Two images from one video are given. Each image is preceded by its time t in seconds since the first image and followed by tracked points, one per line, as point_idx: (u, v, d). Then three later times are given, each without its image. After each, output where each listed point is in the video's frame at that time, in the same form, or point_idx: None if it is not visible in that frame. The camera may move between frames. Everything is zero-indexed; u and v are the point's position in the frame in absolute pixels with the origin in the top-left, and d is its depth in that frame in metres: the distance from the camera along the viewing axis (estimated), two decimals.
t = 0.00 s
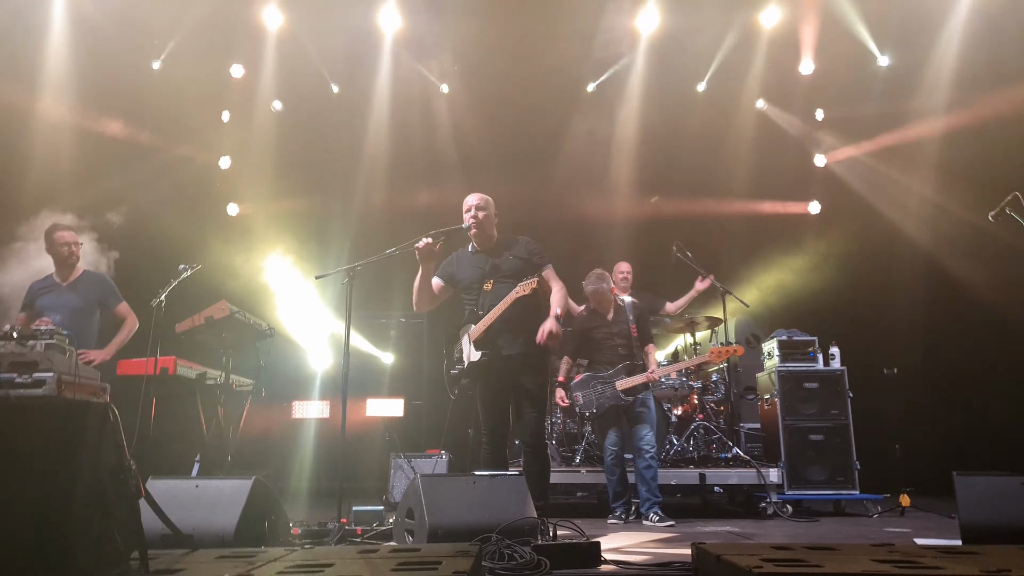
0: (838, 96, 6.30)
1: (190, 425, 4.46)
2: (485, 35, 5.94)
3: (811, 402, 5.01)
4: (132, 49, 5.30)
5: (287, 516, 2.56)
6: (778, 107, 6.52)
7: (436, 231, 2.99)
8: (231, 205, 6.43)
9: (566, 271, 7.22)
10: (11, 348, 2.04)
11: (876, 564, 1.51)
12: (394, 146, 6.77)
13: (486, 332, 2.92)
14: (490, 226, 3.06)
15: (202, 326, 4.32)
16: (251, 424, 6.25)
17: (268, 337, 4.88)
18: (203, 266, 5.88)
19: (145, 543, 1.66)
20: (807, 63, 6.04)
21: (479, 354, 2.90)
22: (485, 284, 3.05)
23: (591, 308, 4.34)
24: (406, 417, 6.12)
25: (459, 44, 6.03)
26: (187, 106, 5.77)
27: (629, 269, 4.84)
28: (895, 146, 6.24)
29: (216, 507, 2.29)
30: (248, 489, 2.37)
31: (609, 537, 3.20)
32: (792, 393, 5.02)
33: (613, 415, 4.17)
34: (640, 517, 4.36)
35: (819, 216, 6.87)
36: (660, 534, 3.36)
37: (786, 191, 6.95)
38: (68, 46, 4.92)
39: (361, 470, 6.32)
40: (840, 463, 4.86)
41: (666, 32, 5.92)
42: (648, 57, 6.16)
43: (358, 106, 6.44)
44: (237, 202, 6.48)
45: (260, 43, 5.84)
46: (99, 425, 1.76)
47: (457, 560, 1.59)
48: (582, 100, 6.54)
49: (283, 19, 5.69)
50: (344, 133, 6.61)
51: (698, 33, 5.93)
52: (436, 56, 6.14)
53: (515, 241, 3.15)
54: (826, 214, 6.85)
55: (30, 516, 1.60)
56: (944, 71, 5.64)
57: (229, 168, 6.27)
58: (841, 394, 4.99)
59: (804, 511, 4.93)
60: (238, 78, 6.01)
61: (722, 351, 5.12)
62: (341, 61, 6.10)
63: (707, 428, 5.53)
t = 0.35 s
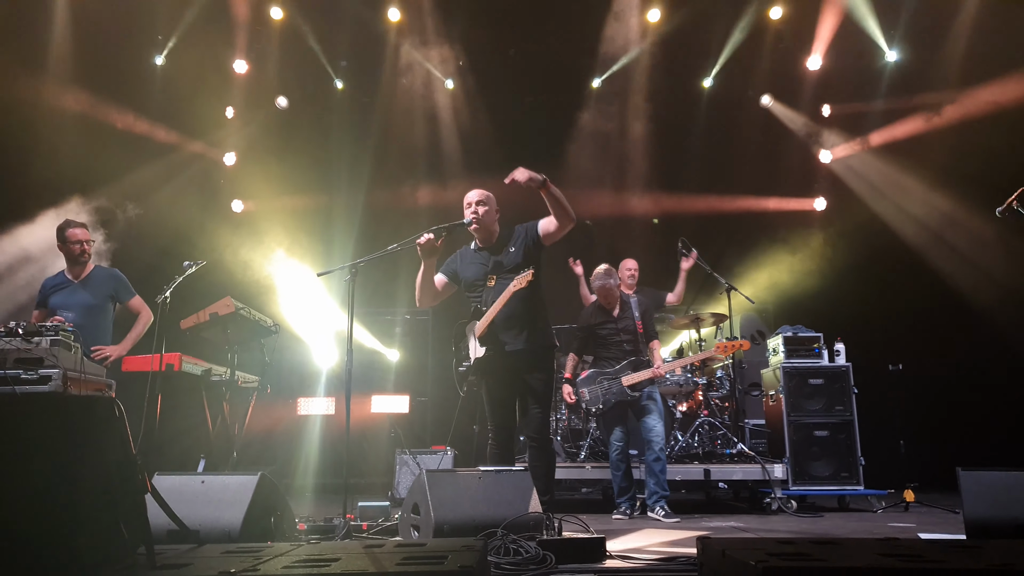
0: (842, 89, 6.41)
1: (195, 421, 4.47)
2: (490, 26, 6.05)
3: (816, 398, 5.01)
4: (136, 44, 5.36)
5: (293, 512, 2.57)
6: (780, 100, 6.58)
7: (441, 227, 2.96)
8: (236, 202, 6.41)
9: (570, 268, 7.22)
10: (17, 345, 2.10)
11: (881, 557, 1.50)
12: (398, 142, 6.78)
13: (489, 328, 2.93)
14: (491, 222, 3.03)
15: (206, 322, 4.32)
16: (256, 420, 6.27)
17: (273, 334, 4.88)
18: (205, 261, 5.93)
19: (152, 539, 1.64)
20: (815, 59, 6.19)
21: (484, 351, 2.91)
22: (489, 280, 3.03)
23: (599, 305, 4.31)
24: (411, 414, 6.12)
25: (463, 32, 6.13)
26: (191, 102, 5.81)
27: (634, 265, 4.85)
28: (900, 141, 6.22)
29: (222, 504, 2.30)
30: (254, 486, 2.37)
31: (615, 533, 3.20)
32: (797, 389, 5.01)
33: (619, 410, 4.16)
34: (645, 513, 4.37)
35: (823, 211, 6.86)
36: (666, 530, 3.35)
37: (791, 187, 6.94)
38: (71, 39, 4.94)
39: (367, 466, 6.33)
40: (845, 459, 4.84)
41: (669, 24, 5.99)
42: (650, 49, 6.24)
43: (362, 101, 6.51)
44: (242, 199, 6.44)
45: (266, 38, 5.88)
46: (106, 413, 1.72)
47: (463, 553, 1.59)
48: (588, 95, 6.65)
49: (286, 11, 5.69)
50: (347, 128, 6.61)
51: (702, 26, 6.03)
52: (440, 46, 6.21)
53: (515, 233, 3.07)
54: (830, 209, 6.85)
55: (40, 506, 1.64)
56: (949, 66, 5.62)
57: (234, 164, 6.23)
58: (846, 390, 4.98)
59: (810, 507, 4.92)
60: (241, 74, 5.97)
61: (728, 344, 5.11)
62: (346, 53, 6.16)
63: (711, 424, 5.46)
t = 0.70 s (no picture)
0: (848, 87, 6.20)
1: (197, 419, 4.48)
2: (492, 26, 5.81)
3: (818, 395, 5.00)
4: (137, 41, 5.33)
5: (295, 510, 2.57)
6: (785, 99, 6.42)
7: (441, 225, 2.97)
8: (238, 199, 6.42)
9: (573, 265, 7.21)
10: (18, 342, 2.08)
11: (884, 553, 1.49)
12: (399, 140, 6.74)
13: (490, 322, 2.93)
14: (491, 220, 3.01)
15: (207, 319, 4.34)
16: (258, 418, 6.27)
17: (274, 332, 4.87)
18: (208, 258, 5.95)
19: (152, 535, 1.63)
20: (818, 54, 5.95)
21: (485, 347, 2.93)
22: (489, 277, 3.03)
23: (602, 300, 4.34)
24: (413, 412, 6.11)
25: (464, 35, 5.91)
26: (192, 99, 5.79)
27: (637, 262, 4.83)
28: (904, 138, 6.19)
29: (223, 501, 2.30)
30: (256, 483, 2.37)
31: (617, 530, 3.19)
32: (799, 386, 5.00)
33: (621, 406, 4.15)
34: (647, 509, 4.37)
35: (826, 208, 6.85)
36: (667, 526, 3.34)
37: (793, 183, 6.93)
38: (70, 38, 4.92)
39: (369, 463, 6.33)
40: (847, 455, 4.84)
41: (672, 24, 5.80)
42: (655, 48, 6.03)
43: (363, 98, 6.37)
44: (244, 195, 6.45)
45: (266, 37, 5.75)
46: (107, 413, 1.72)
47: (466, 551, 1.59)
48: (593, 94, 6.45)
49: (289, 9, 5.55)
50: (349, 126, 6.55)
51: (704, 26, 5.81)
52: (444, 45, 5.99)
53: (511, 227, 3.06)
54: (833, 205, 6.83)
55: (42, 507, 1.63)
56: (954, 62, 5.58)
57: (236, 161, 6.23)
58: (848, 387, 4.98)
59: (811, 504, 4.92)
60: (243, 70, 5.92)
61: (727, 338, 5.09)
62: (348, 51, 5.97)
63: (714, 421, 5.43)
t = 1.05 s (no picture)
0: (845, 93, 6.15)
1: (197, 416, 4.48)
2: (494, 25, 5.79)
3: (818, 395, 5.00)
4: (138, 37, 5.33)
5: (294, 507, 2.57)
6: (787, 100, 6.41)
7: (439, 222, 2.97)
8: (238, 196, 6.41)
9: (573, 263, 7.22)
10: (18, 337, 2.09)
11: (881, 554, 1.50)
12: (400, 137, 6.73)
13: (489, 322, 2.92)
14: (491, 218, 3.02)
15: (207, 316, 4.35)
16: (258, 415, 6.26)
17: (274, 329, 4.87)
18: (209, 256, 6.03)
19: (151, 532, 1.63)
20: (819, 54, 5.89)
21: (484, 345, 2.91)
22: (489, 276, 3.02)
23: (603, 299, 4.36)
24: (412, 410, 6.10)
25: (465, 33, 5.89)
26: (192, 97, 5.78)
27: (637, 261, 4.84)
28: (906, 140, 6.18)
29: (222, 497, 2.30)
30: (254, 480, 2.38)
31: (615, 529, 3.19)
32: (798, 386, 5.00)
33: (621, 405, 4.15)
34: (645, 508, 4.37)
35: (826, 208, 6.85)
36: (666, 526, 3.34)
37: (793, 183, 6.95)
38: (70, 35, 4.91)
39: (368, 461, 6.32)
40: (846, 455, 4.84)
41: (674, 25, 5.77)
42: (657, 48, 6.01)
43: (364, 96, 6.35)
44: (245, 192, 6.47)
45: (266, 35, 5.74)
46: (106, 408, 1.76)
47: (463, 549, 1.59)
48: (594, 93, 6.44)
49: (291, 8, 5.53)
50: (350, 123, 6.55)
51: (704, 27, 5.80)
52: (445, 43, 5.98)
53: (510, 226, 3.07)
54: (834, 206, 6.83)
55: (40, 502, 1.63)
56: (955, 63, 5.57)
57: (237, 157, 6.28)
58: (847, 387, 4.98)
59: (810, 504, 4.92)
60: (243, 67, 5.93)
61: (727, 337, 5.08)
62: (348, 49, 5.96)
63: (713, 420, 5.45)
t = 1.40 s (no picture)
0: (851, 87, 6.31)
1: (196, 415, 4.48)
2: (495, 22, 5.81)
3: (818, 394, 5.00)
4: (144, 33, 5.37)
5: (293, 505, 2.57)
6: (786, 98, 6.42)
7: (441, 220, 2.96)
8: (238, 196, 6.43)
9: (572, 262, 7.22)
10: (19, 336, 2.09)
11: (882, 552, 1.49)
12: (399, 136, 6.73)
13: (488, 322, 2.92)
14: (497, 218, 3.02)
15: (207, 315, 4.34)
16: (257, 414, 6.26)
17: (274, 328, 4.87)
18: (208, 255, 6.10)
19: (152, 530, 1.61)
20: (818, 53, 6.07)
21: (482, 344, 2.91)
22: (489, 275, 3.01)
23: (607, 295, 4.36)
24: (412, 409, 6.09)
25: (464, 31, 5.89)
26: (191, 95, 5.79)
27: (637, 260, 4.84)
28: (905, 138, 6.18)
29: (222, 496, 2.30)
30: (254, 479, 2.38)
31: (615, 528, 3.19)
32: (798, 384, 5.00)
33: (620, 400, 4.14)
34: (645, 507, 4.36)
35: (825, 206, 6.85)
36: (666, 525, 3.34)
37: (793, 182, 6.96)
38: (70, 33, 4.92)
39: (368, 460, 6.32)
40: (846, 454, 4.84)
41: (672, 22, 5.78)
42: (655, 46, 6.01)
43: (364, 95, 6.36)
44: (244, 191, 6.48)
45: (265, 33, 5.74)
46: (107, 405, 1.71)
47: (463, 547, 1.58)
48: (594, 91, 6.45)
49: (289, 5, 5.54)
50: (350, 122, 6.55)
51: (702, 23, 5.81)
52: (445, 41, 5.99)
53: (512, 226, 3.06)
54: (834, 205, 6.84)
55: (37, 503, 1.64)
56: (952, 61, 5.58)
57: (237, 156, 6.27)
58: (847, 385, 4.97)
59: (810, 503, 4.92)
60: (241, 67, 5.92)
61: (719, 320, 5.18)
62: (347, 47, 5.97)
63: (712, 419, 5.50)
